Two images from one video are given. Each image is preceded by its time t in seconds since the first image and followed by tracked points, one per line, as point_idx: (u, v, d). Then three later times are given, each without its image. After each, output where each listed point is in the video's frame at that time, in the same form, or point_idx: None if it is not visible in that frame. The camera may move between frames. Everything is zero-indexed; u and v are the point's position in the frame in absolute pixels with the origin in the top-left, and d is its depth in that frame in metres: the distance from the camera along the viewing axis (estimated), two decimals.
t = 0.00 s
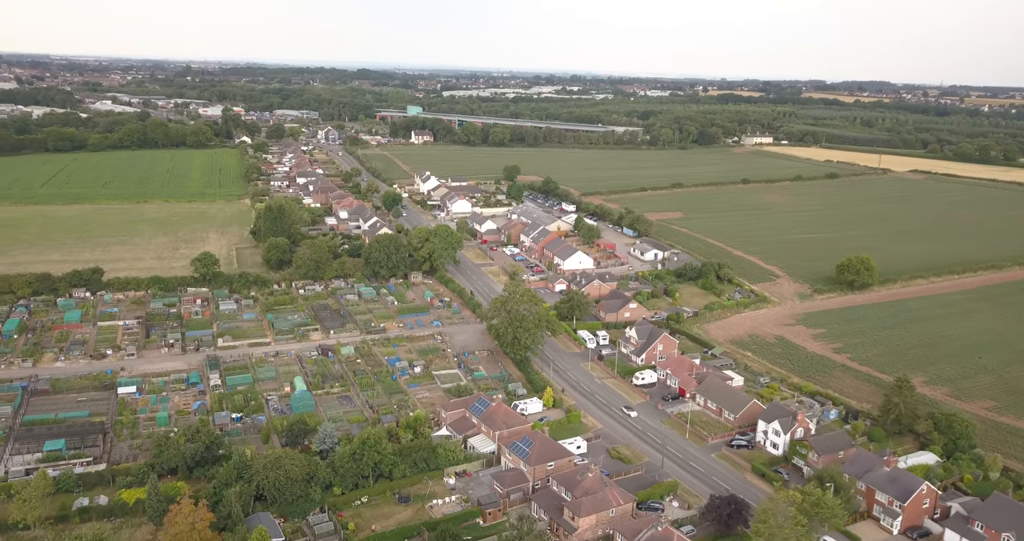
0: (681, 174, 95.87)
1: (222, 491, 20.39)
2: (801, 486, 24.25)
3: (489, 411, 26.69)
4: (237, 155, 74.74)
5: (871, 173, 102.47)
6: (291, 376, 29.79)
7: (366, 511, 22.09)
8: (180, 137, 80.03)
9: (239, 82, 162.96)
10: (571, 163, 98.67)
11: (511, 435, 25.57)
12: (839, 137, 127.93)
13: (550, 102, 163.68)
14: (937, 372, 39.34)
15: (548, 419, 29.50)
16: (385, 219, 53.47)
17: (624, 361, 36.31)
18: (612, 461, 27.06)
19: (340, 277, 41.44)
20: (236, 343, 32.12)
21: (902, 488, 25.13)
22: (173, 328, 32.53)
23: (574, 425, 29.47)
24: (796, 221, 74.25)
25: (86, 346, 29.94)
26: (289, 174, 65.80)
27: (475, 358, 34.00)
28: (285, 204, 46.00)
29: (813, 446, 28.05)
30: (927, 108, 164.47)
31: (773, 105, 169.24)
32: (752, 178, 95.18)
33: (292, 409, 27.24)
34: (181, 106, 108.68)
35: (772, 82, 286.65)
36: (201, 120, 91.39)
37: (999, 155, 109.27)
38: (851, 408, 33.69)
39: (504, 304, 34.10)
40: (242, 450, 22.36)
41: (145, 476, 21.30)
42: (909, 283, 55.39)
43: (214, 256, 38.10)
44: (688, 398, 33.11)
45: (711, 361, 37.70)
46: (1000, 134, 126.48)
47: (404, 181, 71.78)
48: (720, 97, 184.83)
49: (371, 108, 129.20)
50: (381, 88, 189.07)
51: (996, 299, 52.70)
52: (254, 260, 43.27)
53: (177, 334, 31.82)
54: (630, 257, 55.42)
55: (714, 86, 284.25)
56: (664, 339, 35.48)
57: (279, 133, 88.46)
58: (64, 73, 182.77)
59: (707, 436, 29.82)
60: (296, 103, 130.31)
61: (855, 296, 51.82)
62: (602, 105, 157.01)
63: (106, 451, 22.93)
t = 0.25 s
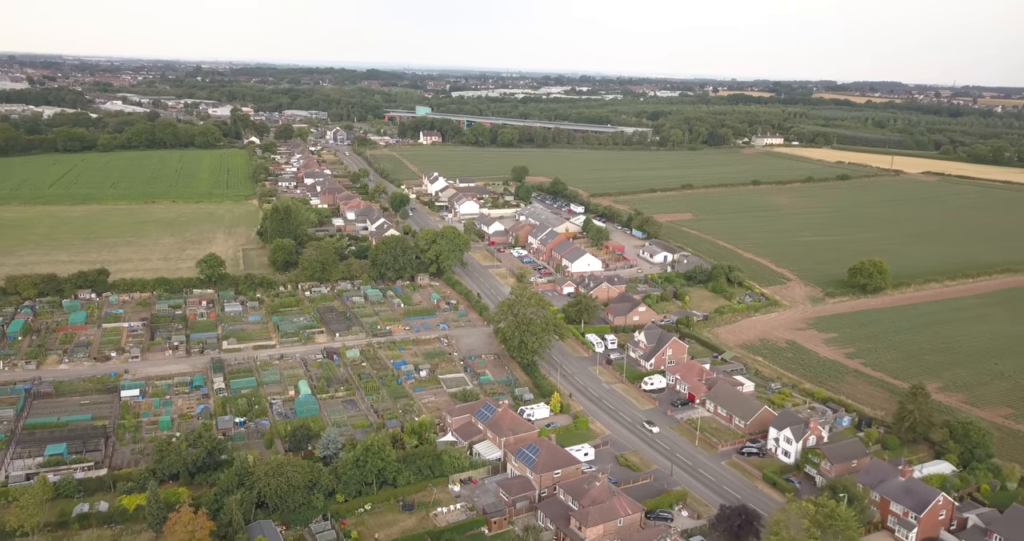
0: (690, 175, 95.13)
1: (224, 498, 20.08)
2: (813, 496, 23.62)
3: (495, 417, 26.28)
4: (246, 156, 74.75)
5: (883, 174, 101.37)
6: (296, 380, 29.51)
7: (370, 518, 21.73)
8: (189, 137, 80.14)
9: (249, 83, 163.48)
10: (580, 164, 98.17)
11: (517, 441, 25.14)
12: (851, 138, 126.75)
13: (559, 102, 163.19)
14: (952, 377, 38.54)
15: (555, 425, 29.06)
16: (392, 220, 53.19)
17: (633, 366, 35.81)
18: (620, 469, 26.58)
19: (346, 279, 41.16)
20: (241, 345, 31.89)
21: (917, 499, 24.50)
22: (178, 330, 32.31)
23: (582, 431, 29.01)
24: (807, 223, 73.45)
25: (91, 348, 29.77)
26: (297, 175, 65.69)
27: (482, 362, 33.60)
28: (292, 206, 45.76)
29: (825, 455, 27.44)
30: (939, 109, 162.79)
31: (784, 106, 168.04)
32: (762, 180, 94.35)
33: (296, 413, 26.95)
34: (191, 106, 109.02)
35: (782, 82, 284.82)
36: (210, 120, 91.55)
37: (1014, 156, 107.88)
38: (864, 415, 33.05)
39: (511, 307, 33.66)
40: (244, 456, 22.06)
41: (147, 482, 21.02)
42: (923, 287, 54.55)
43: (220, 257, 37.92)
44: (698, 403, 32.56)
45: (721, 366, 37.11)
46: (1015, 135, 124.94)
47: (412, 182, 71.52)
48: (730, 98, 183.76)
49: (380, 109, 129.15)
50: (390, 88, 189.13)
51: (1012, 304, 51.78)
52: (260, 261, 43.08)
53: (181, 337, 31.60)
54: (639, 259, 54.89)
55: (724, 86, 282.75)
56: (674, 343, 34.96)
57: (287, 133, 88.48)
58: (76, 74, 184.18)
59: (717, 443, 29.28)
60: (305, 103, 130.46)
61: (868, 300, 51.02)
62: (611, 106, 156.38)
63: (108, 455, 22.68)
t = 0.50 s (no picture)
0: (700, 176, 94.39)
1: (225, 506, 19.75)
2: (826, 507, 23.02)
3: (501, 423, 25.85)
4: (254, 156, 74.73)
5: (896, 175, 100.20)
6: (300, 384, 29.20)
7: (373, 526, 21.38)
8: (198, 137, 80.24)
9: (259, 83, 164.00)
10: (588, 165, 97.63)
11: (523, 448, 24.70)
12: (863, 139, 125.46)
13: (569, 102, 162.65)
14: (969, 383, 37.71)
15: (562, 431, 28.60)
16: (400, 221, 52.89)
17: (642, 370, 35.30)
18: (628, 477, 26.11)
19: (352, 281, 40.87)
20: (246, 348, 31.63)
21: (934, 510, 23.85)
22: (183, 332, 32.12)
23: (590, 437, 28.56)
24: (819, 225, 72.59)
25: (95, 351, 29.59)
26: (305, 175, 65.55)
27: (489, 366, 33.20)
28: (299, 207, 45.53)
29: (838, 463, 26.80)
30: (953, 109, 160.98)
31: (795, 107, 166.76)
32: (773, 181, 93.48)
33: (300, 418, 26.64)
34: (201, 107, 109.35)
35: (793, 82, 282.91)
36: (219, 121, 91.71)
37: None
38: (878, 422, 32.38)
39: (518, 311, 33.23)
40: (246, 462, 21.75)
41: (148, 488, 20.74)
42: (937, 291, 53.65)
43: (226, 258, 37.72)
44: (708, 410, 32.03)
45: (731, 371, 36.52)
46: None
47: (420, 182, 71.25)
48: (741, 98, 182.61)
49: (389, 109, 129.07)
50: (399, 89, 189.21)
51: None
52: (267, 263, 42.86)
53: (186, 339, 31.38)
54: (648, 262, 54.33)
55: (735, 87, 281.19)
56: (683, 348, 34.43)
57: (296, 133, 88.47)
58: (88, 74, 185.45)
59: (728, 451, 28.72)
60: (314, 104, 130.60)
61: (881, 303, 50.21)
62: (621, 106, 155.68)
63: (110, 460, 22.43)
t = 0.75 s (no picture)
0: (710, 177, 93.66)
1: (225, 514, 19.43)
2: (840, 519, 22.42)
3: (507, 429, 25.44)
4: (262, 157, 74.68)
5: (908, 177, 99.03)
6: (305, 387, 28.89)
7: (376, 535, 21.01)
8: (206, 138, 80.29)
9: (269, 83, 164.46)
10: (597, 166, 97.04)
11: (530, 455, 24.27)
12: (875, 140, 124.16)
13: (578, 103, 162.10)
14: (985, 390, 36.94)
15: (570, 437, 28.15)
16: (407, 223, 52.60)
17: (651, 375, 34.80)
18: (637, 485, 25.64)
19: (359, 283, 40.59)
20: (251, 351, 31.38)
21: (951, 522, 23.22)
22: (188, 335, 31.91)
23: (598, 444, 28.10)
24: (831, 227, 71.74)
25: (99, 353, 29.41)
26: (312, 176, 65.40)
27: (495, 370, 32.78)
28: (306, 208, 45.29)
29: (851, 473, 26.20)
30: (966, 110, 159.18)
31: (806, 107, 165.46)
32: (784, 182, 92.60)
33: (304, 422, 26.32)
34: (210, 107, 109.64)
35: (804, 83, 280.91)
36: (228, 121, 91.81)
37: None
38: (892, 430, 31.74)
39: (525, 314, 32.82)
40: (248, 468, 21.44)
41: (148, 495, 20.46)
42: (952, 294, 52.76)
43: (232, 260, 37.51)
44: (718, 416, 31.49)
45: (742, 377, 35.95)
46: None
47: (428, 183, 70.98)
48: (752, 99, 181.42)
49: (397, 109, 128.96)
50: (408, 89, 189.23)
51: None
52: (273, 264, 42.65)
53: (191, 341, 31.15)
54: (658, 264, 53.78)
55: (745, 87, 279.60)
56: (693, 353, 33.92)
57: (304, 134, 88.41)
58: (100, 75, 186.67)
59: (738, 458, 28.18)
60: (323, 104, 130.68)
61: (894, 307, 49.41)
62: (631, 106, 154.93)
63: (111, 465, 22.18)
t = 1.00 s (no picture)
0: (720, 178, 92.86)
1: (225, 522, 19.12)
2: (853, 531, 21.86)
3: (514, 435, 24.99)
4: (271, 157, 74.61)
5: (921, 178, 97.84)
6: (310, 391, 28.59)
7: None
8: (215, 138, 80.35)
9: (279, 83, 164.88)
10: (606, 167, 96.46)
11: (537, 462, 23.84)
12: (887, 141, 122.91)
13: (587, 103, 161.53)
14: (1002, 396, 36.11)
15: (577, 444, 27.71)
16: (415, 224, 52.28)
17: (660, 380, 34.29)
18: (645, 493, 25.15)
19: (365, 284, 40.28)
20: (256, 353, 31.12)
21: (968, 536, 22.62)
22: (193, 337, 31.68)
23: (606, 450, 27.64)
24: (842, 229, 70.87)
25: (104, 355, 29.22)
26: (320, 177, 65.22)
27: (502, 374, 32.35)
28: (312, 209, 45.03)
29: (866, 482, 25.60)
30: (980, 111, 157.39)
31: (817, 108, 164.08)
32: (795, 183, 91.74)
33: (309, 427, 26.01)
34: (219, 107, 109.91)
35: (815, 83, 278.89)
36: (237, 121, 91.91)
37: None
38: (906, 437, 31.08)
39: (533, 318, 32.39)
40: (251, 474, 21.11)
41: (150, 501, 20.19)
42: (966, 299, 51.85)
43: (238, 261, 37.30)
44: (728, 422, 30.96)
45: (753, 382, 35.38)
46: None
47: (436, 184, 70.67)
48: (762, 100, 180.18)
49: (406, 110, 128.83)
50: (417, 90, 189.15)
51: None
52: (280, 266, 42.43)
53: (196, 344, 30.93)
54: (667, 267, 53.19)
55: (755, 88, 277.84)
56: (703, 358, 33.38)
57: (313, 134, 88.38)
58: (111, 75, 187.89)
59: (749, 466, 27.62)
60: (332, 104, 130.77)
61: (907, 312, 48.62)
62: (640, 107, 154.32)
63: (113, 470, 21.92)
